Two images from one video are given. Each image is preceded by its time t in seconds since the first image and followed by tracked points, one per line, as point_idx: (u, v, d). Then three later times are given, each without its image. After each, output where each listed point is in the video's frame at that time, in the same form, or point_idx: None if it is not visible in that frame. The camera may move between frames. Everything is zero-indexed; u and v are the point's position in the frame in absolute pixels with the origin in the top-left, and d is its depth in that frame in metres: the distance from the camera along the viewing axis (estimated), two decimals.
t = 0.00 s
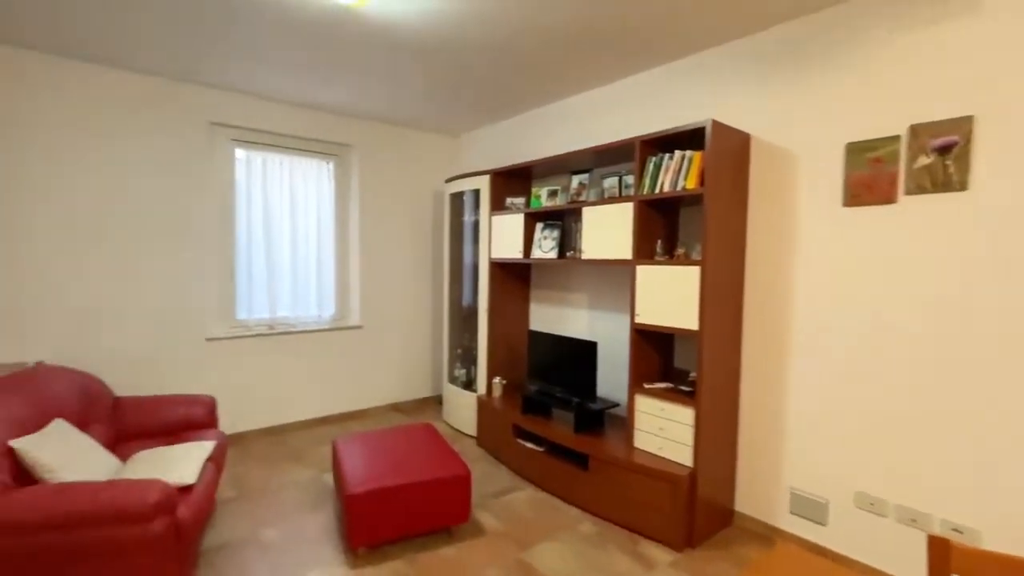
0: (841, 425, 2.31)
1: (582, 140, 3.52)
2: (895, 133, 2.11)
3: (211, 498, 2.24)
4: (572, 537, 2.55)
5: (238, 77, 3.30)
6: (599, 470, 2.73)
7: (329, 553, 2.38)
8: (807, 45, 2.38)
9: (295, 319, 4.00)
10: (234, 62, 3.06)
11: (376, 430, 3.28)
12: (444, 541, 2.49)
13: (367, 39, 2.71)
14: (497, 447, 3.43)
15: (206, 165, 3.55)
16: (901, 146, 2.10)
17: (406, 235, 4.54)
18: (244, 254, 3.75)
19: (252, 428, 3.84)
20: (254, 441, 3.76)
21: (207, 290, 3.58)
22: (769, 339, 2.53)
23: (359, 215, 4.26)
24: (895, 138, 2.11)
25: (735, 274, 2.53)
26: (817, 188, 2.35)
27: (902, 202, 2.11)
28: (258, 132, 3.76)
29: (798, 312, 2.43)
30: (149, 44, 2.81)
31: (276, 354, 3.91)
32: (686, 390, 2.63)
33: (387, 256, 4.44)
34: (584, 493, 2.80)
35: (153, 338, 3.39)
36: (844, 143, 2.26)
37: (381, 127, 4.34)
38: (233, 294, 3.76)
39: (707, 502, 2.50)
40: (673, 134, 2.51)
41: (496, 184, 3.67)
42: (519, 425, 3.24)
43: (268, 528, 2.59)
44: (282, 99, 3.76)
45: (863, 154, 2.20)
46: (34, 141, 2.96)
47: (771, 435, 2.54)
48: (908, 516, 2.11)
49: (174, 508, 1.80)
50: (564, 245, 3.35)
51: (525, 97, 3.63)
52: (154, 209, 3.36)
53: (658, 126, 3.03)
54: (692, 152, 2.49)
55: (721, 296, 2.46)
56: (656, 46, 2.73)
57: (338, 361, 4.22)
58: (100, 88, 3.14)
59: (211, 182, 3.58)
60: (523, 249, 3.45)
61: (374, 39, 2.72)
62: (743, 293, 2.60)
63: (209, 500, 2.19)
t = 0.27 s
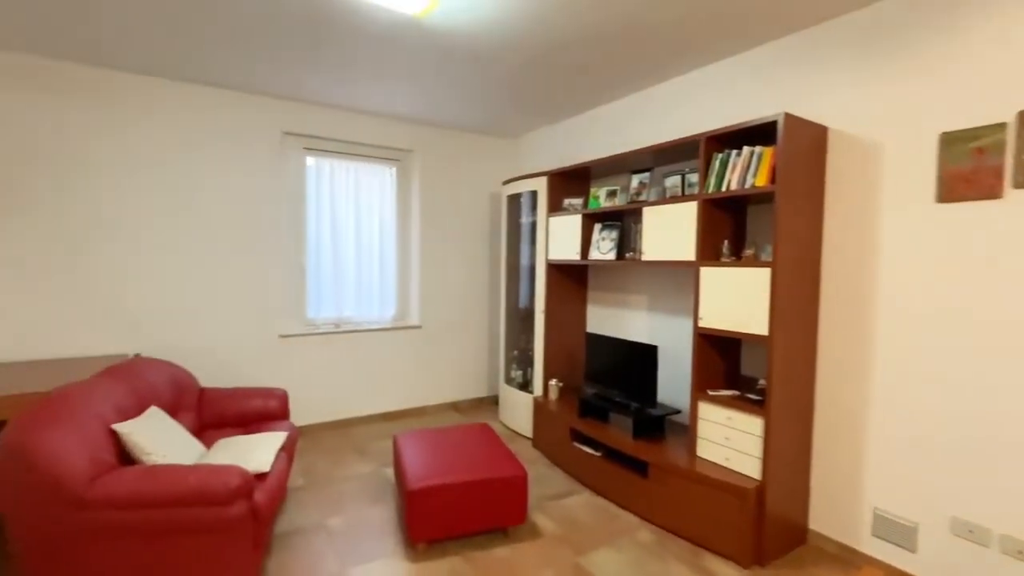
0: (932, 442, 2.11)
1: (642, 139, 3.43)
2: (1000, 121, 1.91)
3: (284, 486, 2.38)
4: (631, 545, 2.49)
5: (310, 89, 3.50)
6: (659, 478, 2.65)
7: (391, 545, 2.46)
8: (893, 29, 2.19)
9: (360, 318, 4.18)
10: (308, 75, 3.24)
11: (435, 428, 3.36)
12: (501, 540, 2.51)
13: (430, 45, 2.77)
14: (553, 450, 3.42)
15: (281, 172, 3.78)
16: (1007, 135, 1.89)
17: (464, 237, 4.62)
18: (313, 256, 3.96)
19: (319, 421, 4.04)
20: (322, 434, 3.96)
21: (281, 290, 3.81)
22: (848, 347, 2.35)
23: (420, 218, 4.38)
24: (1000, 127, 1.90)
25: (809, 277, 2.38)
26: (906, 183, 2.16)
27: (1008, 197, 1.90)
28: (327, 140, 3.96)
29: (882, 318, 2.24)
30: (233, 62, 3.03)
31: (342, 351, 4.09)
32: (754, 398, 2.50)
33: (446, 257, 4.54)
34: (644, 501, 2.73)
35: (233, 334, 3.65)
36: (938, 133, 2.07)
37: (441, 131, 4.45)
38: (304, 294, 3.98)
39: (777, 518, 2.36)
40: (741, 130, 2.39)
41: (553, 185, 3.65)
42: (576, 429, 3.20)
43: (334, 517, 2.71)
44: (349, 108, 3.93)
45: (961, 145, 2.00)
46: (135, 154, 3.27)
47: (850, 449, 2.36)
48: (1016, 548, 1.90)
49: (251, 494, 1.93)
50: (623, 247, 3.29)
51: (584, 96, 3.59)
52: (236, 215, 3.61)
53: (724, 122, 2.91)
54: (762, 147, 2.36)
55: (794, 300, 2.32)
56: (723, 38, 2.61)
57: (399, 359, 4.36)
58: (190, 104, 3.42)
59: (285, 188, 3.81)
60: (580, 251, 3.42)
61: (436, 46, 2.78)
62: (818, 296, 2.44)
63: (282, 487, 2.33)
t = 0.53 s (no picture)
0: None
1: (697, 136, 3.33)
2: None
3: (340, 476, 2.49)
4: (682, 554, 2.42)
5: (367, 96, 3.65)
6: (712, 486, 2.56)
7: (440, 539, 2.52)
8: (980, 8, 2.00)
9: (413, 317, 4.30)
10: (365, 83, 3.38)
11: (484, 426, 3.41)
12: (548, 540, 2.51)
13: (481, 50, 2.82)
14: (602, 453, 3.37)
15: (340, 177, 3.96)
16: None
17: (514, 237, 4.66)
18: (370, 257, 4.12)
19: (374, 416, 4.20)
20: (377, 428, 4.11)
21: (339, 290, 3.99)
22: (924, 354, 2.18)
23: (470, 219, 4.46)
24: None
25: (880, 279, 2.22)
26: (994, 177, 1.97)
27: None
28: (383, 146, 4.11)
29: (965, 323, 2.06)
30: (296, 73, 3.21)
31: (396, 349, 4.23)
32: (817, 407, 2.36)
33: (496, 258, 4.59)
34: (695, 509, 2.64)
35: (296, 331, 3.86)
36: None
37: (492, 134, 4.50)
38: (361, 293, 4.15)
39: (842, 535, 2.22)
40: (803, 124, 2.27)
41: (604, 185, 3.61)
42: (626, 432, 3.15)
43: (387, 508, 2.81)
44: (403, 114, 4.06)
45: None
46: (211, 163, 3.53)
47: (927, 465, 2.18)
48: None
49: (310, 482, 2.03)
50: (676, 247, 3.20)
51: (635, 94, 3.53)
52: (299, 218, 3.82)
53: (786, 116, 2.76)
54: (828, 141, 2.23)
55: (863, 303, 2.17)
56: (784, 29, 2.49)
57: (449, 358, 4.45)
58: (258, 115, 3.65)
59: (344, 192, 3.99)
60: (631, 251, 3.36)
61: (487, 50, 2.82)
62: (891, 299, 2.27)
63: (339, 477, 2.44)
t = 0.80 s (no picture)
0: None
1: (749, 131, 3.22)
2: None
3: (388, 466, 2.60)
4: (728, 560, 2.36)
5: (416, 101, 3.77)
6: (761, 493, 2.48)
7: (483, 532, 2.57)
8: None
9: (459, 315, 4.40)
10: (414, 88, 3.49)
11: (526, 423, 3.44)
12: (589, 539, 2.51)
13: (525, 51, 2.84)
14: (646, 455, 3.33)
15: (390, 179, 4.11)
16: None
17: (559, 237, 4.66)
18: (418, 257, 4.27)
19: (421, 411, 4.32)
20: (423, 422, 4.24)
21: (389, 288, 4.14)
22: (1001, 360, 2.01)
23: (515, 219, 4.50)
24: None
25: (950, 279, 2.07)
26: None
27: None
28: (431, 148, 4.23)
29: None
30: (350, 80, 3.36)
31: (442, 346, 4.34)
32: (877, 414, 2.24)
33: (541, 257, 4.61)
34: (743, 515, 2.57)
35: (348, 327, 4.03)
36: None
37: (537, 134, 4.53)
38: (409, 292, 4.28)
39: (904, 550, 2.09)
40: (864, 115, 2.15)
41: (650, 183, 3.55)
42: (671, 434, 3.09)
43: (432, 500, 2.90)
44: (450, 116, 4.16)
45: None
46: (272, 167, 3.75)
47: (1004, 481, 2.02)
48: None
49: (359, 470, 2.14)
50: (725, 246, 3.11)
51: (683, 90, 3.45)
52: (351, 219, 3.99)
53: (845, 107, 2.63)
54: (891, 133, 2.11)
55: (930, 305, 2.04)
56: (844, 15, 2.37)
57: (494, 356, 4.52)
58: (315, 121, 3.85)
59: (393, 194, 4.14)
60: (678, 250, 3.29)
61: (531, 51, 2.85)
62: (963, 301, 2.11)
63: (386, 468, 2.54)
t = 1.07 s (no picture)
0: None
1: (790, 124, 3.13)
2: None
3: (424, 457, 2.68)
4: (764, 562, 2.32)
5: (453, 102, 3.85)
6: (799, 495, 2.42)
7: (516, 525, 2.62)
8: None
9: (494, 312, 4.47)
10: (450, 89, 3.57)
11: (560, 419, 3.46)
12: (621, 535, 2.51)
13: (559, 49, 2.86)
14: (681, 454, 3.29)
15: (428, 179, 4.21)
16: None
17: (594, 234, 4.65)
18: (454, 254, 4.36)
19: (456, 405, 4.41)
20: (459, 417, 4.32)
21: (426, 285, 4.25)
22: None
23: (550, 217, 4.53)
24: None
25: (1007, 275, 1.97)
26: None
27: None
28: (467, 148, 4.31)
29: None
30: (390, 83, 3.46)
31: (477, 343, 4.41)
32: (925, 417, 2.15)
33: (575, 255, 4.61)
34: (780, 517, 2.51)
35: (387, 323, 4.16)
36: None
37: (572, 131, 4.53)
38: (445, 289, 4.38)
39: (954, 559, 2.00)
40: (913, 105, 2.07)
41: (686, 179, 3.51)
42: (706, 434, 3.05)
43: (467, 491, 2.97)
44: (486, 116, 4.23)
45: None
46: (316, 169, 3.92)
47: None
48: None
49: (397, 459, 2.23)
50: (765, 242, 3.04)
51: (722, 83, 3.39)
52: (390, 218, 4.12)
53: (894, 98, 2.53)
54: (943, 123, 2.01)
55: (984, 303, 1.94)
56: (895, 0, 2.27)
57: (528, 352, 4.56)
58: (356, 124, 3.99)
59: (431, 193, 4.24)
60: (715, 247, 3.23)
61: (566, 49, 2.86)
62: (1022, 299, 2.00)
63: (422, 458, 2.63)
